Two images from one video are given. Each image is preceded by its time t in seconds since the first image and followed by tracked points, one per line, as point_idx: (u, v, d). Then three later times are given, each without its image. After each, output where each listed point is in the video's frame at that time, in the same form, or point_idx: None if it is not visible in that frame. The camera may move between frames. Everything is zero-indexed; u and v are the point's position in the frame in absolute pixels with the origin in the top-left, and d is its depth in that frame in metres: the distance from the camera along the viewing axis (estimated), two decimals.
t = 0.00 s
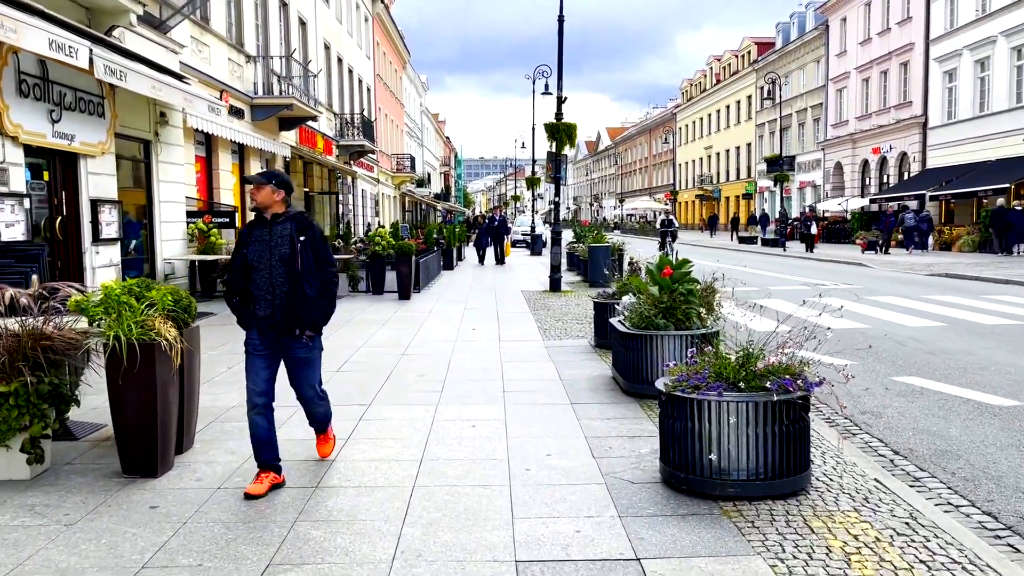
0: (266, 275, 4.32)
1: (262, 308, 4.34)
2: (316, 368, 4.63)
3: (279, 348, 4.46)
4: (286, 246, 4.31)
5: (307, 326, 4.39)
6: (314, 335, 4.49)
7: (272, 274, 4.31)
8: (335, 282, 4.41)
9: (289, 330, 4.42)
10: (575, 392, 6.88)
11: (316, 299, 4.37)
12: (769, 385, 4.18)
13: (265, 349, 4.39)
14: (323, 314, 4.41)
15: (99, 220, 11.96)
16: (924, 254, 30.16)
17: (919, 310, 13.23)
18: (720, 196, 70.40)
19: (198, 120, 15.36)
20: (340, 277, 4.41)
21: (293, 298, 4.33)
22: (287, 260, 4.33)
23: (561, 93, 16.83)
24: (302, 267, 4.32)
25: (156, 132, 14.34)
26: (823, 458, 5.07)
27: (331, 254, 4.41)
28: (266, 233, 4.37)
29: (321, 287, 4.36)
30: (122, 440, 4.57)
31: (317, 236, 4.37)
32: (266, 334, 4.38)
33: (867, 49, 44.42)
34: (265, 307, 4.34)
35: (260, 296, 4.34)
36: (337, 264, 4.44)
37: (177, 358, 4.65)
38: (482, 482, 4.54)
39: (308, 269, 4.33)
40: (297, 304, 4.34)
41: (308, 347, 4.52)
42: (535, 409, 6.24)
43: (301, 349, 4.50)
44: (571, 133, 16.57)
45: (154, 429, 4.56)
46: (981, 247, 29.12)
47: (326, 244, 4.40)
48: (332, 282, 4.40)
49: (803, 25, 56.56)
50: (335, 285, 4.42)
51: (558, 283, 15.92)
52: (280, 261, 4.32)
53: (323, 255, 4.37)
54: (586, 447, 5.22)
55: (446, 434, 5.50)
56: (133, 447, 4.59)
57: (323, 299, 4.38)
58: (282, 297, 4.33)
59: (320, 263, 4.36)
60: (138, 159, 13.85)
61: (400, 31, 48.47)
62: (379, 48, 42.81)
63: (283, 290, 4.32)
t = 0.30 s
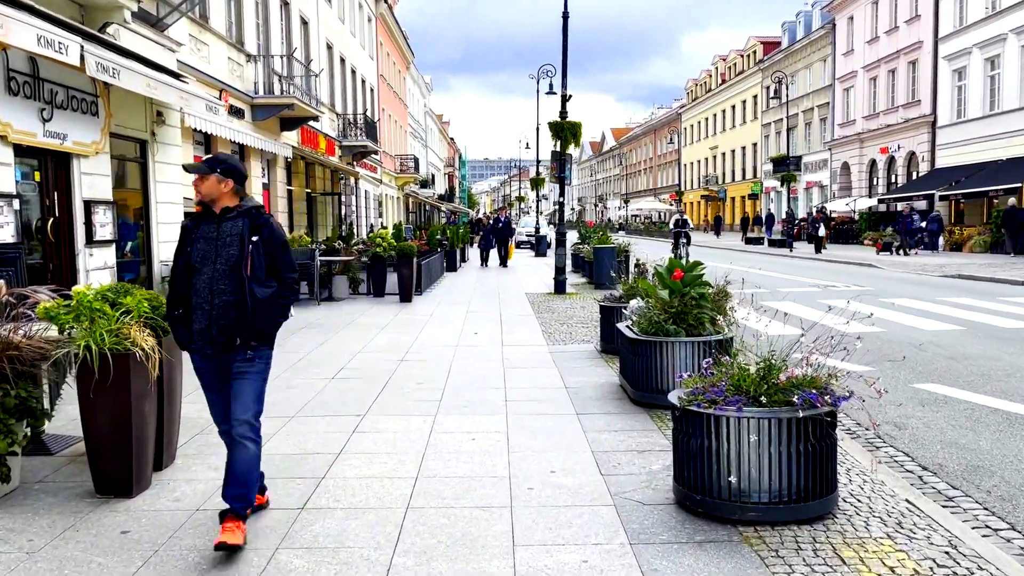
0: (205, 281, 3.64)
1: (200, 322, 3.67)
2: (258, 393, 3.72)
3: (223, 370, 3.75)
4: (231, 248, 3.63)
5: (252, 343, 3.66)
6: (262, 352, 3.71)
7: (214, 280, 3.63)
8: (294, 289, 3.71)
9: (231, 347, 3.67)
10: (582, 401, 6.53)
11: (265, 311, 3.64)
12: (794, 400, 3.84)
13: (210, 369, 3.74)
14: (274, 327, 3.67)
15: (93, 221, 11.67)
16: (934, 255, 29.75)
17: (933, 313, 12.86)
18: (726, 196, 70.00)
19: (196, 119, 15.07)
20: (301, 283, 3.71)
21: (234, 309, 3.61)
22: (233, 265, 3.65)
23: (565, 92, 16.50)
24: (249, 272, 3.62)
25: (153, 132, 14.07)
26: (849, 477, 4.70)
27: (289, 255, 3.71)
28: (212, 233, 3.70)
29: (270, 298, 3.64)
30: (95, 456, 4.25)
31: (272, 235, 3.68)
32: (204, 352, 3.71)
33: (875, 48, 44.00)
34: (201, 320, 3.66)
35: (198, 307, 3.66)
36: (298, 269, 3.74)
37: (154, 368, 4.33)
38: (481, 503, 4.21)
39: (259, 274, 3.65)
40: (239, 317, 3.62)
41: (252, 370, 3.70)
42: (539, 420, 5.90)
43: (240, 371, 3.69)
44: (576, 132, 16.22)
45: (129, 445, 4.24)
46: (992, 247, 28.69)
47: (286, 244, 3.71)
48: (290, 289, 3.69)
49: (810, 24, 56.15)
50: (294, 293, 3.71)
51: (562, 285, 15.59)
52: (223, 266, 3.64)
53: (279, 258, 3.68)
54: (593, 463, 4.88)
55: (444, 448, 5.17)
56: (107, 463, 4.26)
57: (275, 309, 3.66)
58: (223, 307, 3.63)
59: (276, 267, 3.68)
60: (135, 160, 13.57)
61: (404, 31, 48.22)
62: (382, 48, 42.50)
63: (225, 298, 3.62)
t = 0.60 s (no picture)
0: (126, 311, 3.00)
1: (118, 359, 3.03)
2: (189, 451, 3.09)
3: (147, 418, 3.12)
4: (158, 270, 2.99)
5: (181, 387, 3.03)
6: (192, 399, 3.08)
7: (135, 309, 2.99)
8: (237, 323, 3.11)
9: (155, 392, 3.05)
10: (590, 414, 6.17)
11: (196, 349, 3.02)
12: (825, 423, 3.50)
13: (131, 417, 3.11)
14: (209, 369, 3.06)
15: (87, 223, 11.39)
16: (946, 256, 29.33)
17: (950, 317, 12.50)
18: (733, 196, 69.59)
19: (195, 118, 14.77)
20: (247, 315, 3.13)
21: (160, 346, 2.98)
22: (159, 291, 3.00)
23: (572, 89, 16.16)
24: (178, 301, 2.99)
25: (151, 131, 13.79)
26: (882, 503, 4.34)
27: (232, 281, 3.10)
28: (137, 250, 3.05)
29: (204, 333, 3.02)
30: (66, 479, 3.92)
31: (210, 255, 3.06)
32: (123, 396, 3.06)
33: (884, 46, 43.52)
34: (120, 357, 3.02)
35: (118, 340, 3.02)
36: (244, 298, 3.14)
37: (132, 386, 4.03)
38: (484, 531, 3.89)
39: (191, 303, 3.02)
40: (166, 356, 2.99)
41: (182, 420, 3.07)
42: (546, 436, 5.55)
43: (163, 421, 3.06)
44: (582, 131, 15.88)
45: (102, 467, 3.91)
46: (1005, 248, 28.25)
47: (228, 267, 3.10)
48: (233, 323, 3.09)
49: (818, 22, 55.69)
50: (237, 327, 3.11)
51: (569, 287, 15.26)
52: (148, 293, 2.99)
53: (219, 283, 3.07)
54: (604, 485, 4.54)
55: (445, 468, 4.85)
56: (78, 486, 3.93)
57: (209, 346, 3.05)
58: (146, 342, 2.98)
59: (213, 295, 3.07)
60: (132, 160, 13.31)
61: (409, 30, 47.96)
62: (387, 47, 42.28)
63: (147, 334, 2.98)
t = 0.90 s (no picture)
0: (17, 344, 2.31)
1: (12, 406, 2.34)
2: (136, 511, 2.54)
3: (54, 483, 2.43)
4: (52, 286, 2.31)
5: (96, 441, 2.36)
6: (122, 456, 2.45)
7: (28, 340, 2.31)
8: (166, 351, 2.42)
9: (63, 449, 2.36)
10: (607, 424, 5.87)
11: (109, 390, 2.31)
12: (875, 445, 3.16)
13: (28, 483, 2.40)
14: (136, 414, 2.38)
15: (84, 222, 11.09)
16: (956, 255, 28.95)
17: (971, 318, 12.14)
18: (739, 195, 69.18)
19: (196, 115, 14.48)
20: (177, 338, 2.44)
21: (66, 391, 2.30)
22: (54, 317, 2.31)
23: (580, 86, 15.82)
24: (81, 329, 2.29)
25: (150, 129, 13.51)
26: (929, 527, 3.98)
27: (151, 294, 2.40)
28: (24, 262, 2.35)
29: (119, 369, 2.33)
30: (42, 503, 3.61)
31: (120, 261, 2.36)
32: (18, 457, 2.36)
33: (893, 44, 43.08)
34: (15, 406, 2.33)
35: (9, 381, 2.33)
36: (170, 316, 2.44)
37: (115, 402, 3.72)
38: (499, 559, 3.56)
39: (96, 329, 2.31)
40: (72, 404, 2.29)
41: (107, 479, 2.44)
42: (560, 450, 5.23)
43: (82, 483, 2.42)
44: (591, 127, 15.54)
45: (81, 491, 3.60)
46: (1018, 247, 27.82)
47: (145, 276, 2.39)
48: (160, 352, 2.40)
49: (825, 20, 55.21)
50: (167, 357, 2.42)
51: (577, 288, 14.94)
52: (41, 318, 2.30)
53: (132, 299, 2.36)
54: (624, 506, 4.21)
55: (452, 486, 4.52)
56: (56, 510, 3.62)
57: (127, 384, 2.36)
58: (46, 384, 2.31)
59: (124, 314, 2.36)
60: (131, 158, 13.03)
61: (414, 29, 47.68)
62: (392, 45, 42.01)
63: (48, 370, 2.30)
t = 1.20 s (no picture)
0: None
1: None
2: None
3: None
4: None
5: None
6: None
7: None
8: None
9: None
10: (619, 430, 5.57)
11: None
12: (923, 465, 2.84)
13: None
14: None
15: (76, 220, 10.81)
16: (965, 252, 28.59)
17: (988, 317, 11.79)
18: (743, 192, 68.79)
19: (193, 111, 14.18)
20: None
21: None
22: None
23: (584, 80, 15.49)
24: None
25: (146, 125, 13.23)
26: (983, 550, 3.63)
27: None
28: None
29: None
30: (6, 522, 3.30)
31: None
32: None
33: (899, 39, 42.68)
34: None
35: None
36: None
37: (84, 414, 3.42)
38: None
39: None
40: None
41: None
42: (569, 461, 4.91)
43: None
44: (596, 123, 15.22)
45: (48, 509, 3.30)
46: None
47: None
48: None
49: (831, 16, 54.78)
50: None
51: (582, 287, 14.61)
52: None
53: None
54: (640, 525, 3.89)
55: (454, 502, 4.21)
56: (20, 532, 3.32)
57: None
58: None
59: None
60: (125, 155, 12.74)
61: (416, 26, 47.37)
62: (393, 42, 41.59)
63: None
